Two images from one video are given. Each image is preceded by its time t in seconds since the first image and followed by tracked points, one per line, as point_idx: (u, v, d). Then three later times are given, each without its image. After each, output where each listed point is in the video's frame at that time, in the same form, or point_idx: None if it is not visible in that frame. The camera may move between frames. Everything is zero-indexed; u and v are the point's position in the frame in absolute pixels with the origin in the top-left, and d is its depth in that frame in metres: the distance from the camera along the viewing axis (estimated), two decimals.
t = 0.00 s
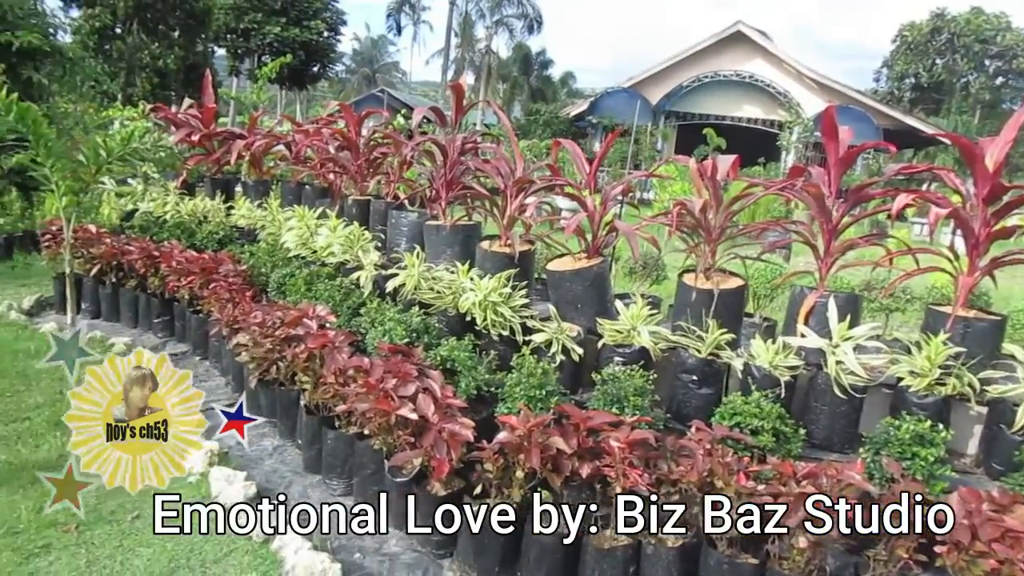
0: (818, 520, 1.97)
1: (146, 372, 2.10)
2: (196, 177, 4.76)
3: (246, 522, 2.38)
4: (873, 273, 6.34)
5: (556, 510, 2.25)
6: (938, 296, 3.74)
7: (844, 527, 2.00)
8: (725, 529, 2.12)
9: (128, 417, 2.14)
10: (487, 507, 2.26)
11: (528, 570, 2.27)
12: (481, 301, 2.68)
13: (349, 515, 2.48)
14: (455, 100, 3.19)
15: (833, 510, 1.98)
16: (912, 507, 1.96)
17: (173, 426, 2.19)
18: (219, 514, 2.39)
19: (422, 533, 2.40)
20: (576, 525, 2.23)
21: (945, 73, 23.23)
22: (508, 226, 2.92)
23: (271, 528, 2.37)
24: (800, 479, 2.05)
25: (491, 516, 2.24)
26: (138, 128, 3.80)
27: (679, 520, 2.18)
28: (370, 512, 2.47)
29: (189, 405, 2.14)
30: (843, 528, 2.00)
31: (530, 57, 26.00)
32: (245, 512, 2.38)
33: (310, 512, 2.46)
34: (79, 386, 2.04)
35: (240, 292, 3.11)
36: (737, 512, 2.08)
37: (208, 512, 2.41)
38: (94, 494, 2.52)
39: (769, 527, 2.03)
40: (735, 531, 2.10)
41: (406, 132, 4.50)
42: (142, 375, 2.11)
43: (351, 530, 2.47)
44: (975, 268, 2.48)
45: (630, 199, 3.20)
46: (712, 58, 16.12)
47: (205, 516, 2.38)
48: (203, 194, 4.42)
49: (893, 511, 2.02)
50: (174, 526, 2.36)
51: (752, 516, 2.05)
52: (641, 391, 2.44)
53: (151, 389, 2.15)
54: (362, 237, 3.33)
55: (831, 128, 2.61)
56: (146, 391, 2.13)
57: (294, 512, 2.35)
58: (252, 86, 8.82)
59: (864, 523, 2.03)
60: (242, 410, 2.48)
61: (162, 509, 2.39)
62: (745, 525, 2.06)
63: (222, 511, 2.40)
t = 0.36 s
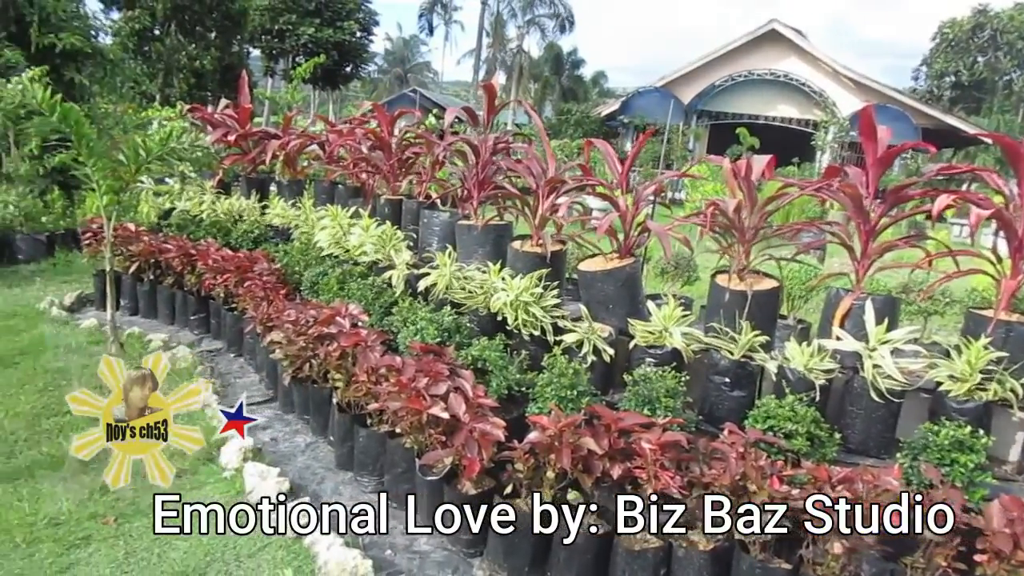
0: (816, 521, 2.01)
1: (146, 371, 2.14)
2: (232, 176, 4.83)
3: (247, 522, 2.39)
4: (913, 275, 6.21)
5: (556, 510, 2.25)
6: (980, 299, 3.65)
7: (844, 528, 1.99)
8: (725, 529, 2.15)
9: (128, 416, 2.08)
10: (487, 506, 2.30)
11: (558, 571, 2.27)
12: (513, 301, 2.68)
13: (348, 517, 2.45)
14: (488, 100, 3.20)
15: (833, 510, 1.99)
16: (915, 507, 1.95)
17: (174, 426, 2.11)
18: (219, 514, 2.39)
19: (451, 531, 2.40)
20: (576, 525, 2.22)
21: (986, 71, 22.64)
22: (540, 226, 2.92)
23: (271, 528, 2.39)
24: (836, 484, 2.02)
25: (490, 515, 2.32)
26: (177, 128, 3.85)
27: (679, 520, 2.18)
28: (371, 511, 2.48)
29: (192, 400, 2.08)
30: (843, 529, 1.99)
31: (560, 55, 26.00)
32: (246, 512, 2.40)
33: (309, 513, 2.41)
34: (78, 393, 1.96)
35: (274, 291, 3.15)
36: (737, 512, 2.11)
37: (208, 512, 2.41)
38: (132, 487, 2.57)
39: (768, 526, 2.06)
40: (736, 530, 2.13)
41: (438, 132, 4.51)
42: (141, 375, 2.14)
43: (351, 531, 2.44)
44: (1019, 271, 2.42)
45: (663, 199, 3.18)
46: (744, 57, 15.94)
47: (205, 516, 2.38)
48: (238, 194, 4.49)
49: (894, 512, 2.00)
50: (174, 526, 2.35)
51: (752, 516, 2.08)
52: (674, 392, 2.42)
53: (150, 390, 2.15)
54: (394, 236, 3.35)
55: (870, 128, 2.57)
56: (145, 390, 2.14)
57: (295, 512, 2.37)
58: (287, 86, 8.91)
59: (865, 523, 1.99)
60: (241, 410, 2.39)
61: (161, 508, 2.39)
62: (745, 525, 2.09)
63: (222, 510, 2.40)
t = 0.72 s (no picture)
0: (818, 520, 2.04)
1: (147, 371, 2.02)
2: (257, 175, 4.88)
3: (247, 522, 2.38)
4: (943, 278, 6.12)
5: (556, 511, 2.23)
6: (1011, 302, 3.59)
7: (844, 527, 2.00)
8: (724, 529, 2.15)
9: (128, 416, 2.04)
10: (486, 507, 2.35)
11: (581, 572, 2.26)
12: (536, 301, 2.68)
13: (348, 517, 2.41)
14: (512, 101, 3.20)
15: (834, 510, 2.01)
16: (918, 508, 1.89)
17: (175, 425, 2.08)
18: (219, 514, 2.38)
19: (473, 531, 2.40)
20: (576, 525, 2.23)
21: (1018, 70, 22.21)
22: (563, 227, 2.92)
23: (271, 528, 2.39)
24: (862, 490, 1.97)
25: (489, 515, 2.34)
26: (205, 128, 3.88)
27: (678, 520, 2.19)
28: (369, 511, 2.43)
29: (192, 403, 2.05)
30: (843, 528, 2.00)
31: (582, 55, 25.93)
32: (246, 511, 2.39)
33: (308, 513, 2.41)
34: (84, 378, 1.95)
35: (299, 290, 3.18)
36: (737, 511, 2.13)
37: (208, 512, 2.40)
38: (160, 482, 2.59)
39: (769, 527, 2.08)
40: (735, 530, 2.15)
41: (462, 132, 4.52)
42: (142, 374, 2.03)
43: (351, 531, 2.38)
44: None
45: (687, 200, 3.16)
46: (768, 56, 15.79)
47: (205, 516, 2.37)
48: (264, 193, 4.53)
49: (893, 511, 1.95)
50: (174, 526, 2.34)
51: (752, 516, 2.10)
52: (698, 395, 2.40)
53: (151, 389, 2.07)
54: (418, 236, 3.37)
55: (899, 129, 2.54)
56: (146, 390, 2.05)
57: (298, 511, 2.38)
58: (312, 87, 8.98)
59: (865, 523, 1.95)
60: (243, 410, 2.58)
61: (161, 508, 2.38)
62: (745, 525, 2.12)
63: (222, 510, 2.39)
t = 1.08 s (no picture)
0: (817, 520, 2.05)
1: (146, 371, 1.99)
2: (283, 175, 4.92)
3: (247, 522, 2.36)
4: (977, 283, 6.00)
5: (556, 510, 2.24)
6: None
7: (844, 528, 2.04)
8: (724, 530, 2.14)
9: (128, 417, 2.02)
10: (487, 506, 2.40)
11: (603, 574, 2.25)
12: (560, 302, 2.68)
13: (348, 516, 2.39)
14: (537, 101, 3.20)
15: (833, 509, 2.01)
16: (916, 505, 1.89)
17: (174, 426, 2.09)
18: (219, 514, 2.36)
19: (496, 532, 2.40)
20: (576, 526, 2.23)
21: None
22: (587, 228, 2.91)
23: (271, 528, 2.37)
24: (891, 497, 1.95)
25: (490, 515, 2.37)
26: (233, 128, 3.92)
27: (679, 520, 2.18)
28: (370, 511, 2.39)
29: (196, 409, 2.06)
30: (843, 529, 2.04)
31: (606, 55, 25.84)
32: (246, 512, 2.37)
33: (308, 513, 2.41)
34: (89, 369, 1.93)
35: (324, 289, 3.21)
36: (737, 512, 2.12)
37: (208, 512, 2.38)
38: (186, 477, 2.61)
39: (769, 526, 2.10)
40: (735, 530, 2.14)
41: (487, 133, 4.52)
42: (142, 375, 1.99)
43: (351, 531, 2.36)
44: None
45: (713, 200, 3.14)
46: (795, 55, 15.60)
47: (205, 516, 2.36)
48: (290, 192, 4.57)
49: (893, 511, 1.94)
50: (175, 526, 2.32)
51: (752, 516, 2.10)
52: (723, 397, 2.38)
53: (151, 389, 2.04)
54: (442, 236, 3.38)
55: (931, 129, 2.50)
56: (146, 391, 2.01)
57: (297, 511, 2.36)
58: (338, 87, 9.05)
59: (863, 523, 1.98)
60: (241, 410, 2.46)
61: (162, 508, 2.36)
62: (745, 525, 2.11)
63: (222, 511, 2.37)
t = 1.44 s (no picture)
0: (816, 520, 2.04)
1: (147, 370, 1.91)
2: (304, 172, 4.95)
3: (247, 522, 2.34)
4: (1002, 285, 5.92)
5: (556, 510, 2.28)
6: None
7: (844, 528, 2.00)
8: (724, 530, 2.14)
9: (128, 416, 1.89)
10: (489, 507, 2.44)
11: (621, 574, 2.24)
12: (579, 302, 2.67)
13: (348, 517, 2.38)
14: (557, 99, 3.20)
15: (834, 510, 2.00)
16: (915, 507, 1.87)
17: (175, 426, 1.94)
18: (219, 514, 2.34)
19: (514, 530, 2.40)
20: (575, 526, 2.24)
21: None
22: (607, 227, 2.90)
23: (271, 528, 2.35)
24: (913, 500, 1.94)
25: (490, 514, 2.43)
26: (254, 126, 3.95)
27: (678, 520, 2.19)
28: (370, 511, 2.38)
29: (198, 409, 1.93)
30: (843, 529, 2.00)
31: (624, 52, 25.73)
32: (246, 512, 2.35)
33: (308, 514, 2.38)
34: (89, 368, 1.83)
35: (344, 286, 3.23)
36: (737, 512, 2.12)
37: (208, 512, 2.36)
38: (207, 472, 2.63)
39: (769, 527, 2.10)
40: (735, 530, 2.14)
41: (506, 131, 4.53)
42: (142, 374, 1.91)
43: (351, 531, 2.37)
44: None
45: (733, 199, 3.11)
46: (816, 53, 15.46)
47: (205, 516, 2.33)
48: (310, 189, 4.60)
49: (894, 511, 1.94)
50: (174, 526, 2.30)
51: (752, 516, 2.10)
52: (743, 398, 2.36)
53: (152, 388, 1.93)
54: (461, 234, 3.38)
55: (957, 129, 2.46)
56: (146, 390, 1.91)
57: (296, 512, 2.33)
58: (358, 85, 9.08)
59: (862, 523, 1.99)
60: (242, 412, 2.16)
61: (161, 509, 2.34)
62: (745, 525, 2.11)
63: (222, 511, 2.35)
